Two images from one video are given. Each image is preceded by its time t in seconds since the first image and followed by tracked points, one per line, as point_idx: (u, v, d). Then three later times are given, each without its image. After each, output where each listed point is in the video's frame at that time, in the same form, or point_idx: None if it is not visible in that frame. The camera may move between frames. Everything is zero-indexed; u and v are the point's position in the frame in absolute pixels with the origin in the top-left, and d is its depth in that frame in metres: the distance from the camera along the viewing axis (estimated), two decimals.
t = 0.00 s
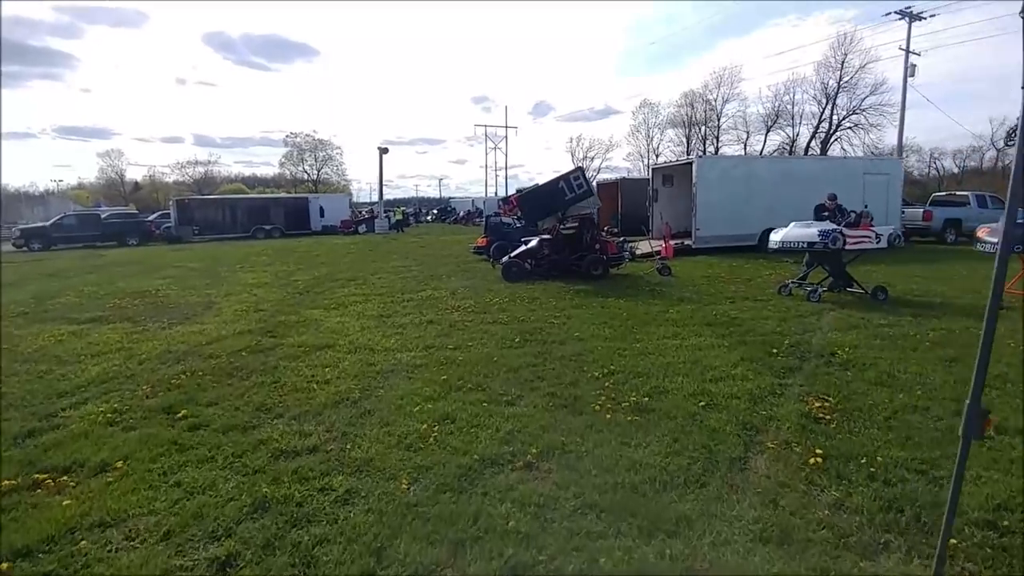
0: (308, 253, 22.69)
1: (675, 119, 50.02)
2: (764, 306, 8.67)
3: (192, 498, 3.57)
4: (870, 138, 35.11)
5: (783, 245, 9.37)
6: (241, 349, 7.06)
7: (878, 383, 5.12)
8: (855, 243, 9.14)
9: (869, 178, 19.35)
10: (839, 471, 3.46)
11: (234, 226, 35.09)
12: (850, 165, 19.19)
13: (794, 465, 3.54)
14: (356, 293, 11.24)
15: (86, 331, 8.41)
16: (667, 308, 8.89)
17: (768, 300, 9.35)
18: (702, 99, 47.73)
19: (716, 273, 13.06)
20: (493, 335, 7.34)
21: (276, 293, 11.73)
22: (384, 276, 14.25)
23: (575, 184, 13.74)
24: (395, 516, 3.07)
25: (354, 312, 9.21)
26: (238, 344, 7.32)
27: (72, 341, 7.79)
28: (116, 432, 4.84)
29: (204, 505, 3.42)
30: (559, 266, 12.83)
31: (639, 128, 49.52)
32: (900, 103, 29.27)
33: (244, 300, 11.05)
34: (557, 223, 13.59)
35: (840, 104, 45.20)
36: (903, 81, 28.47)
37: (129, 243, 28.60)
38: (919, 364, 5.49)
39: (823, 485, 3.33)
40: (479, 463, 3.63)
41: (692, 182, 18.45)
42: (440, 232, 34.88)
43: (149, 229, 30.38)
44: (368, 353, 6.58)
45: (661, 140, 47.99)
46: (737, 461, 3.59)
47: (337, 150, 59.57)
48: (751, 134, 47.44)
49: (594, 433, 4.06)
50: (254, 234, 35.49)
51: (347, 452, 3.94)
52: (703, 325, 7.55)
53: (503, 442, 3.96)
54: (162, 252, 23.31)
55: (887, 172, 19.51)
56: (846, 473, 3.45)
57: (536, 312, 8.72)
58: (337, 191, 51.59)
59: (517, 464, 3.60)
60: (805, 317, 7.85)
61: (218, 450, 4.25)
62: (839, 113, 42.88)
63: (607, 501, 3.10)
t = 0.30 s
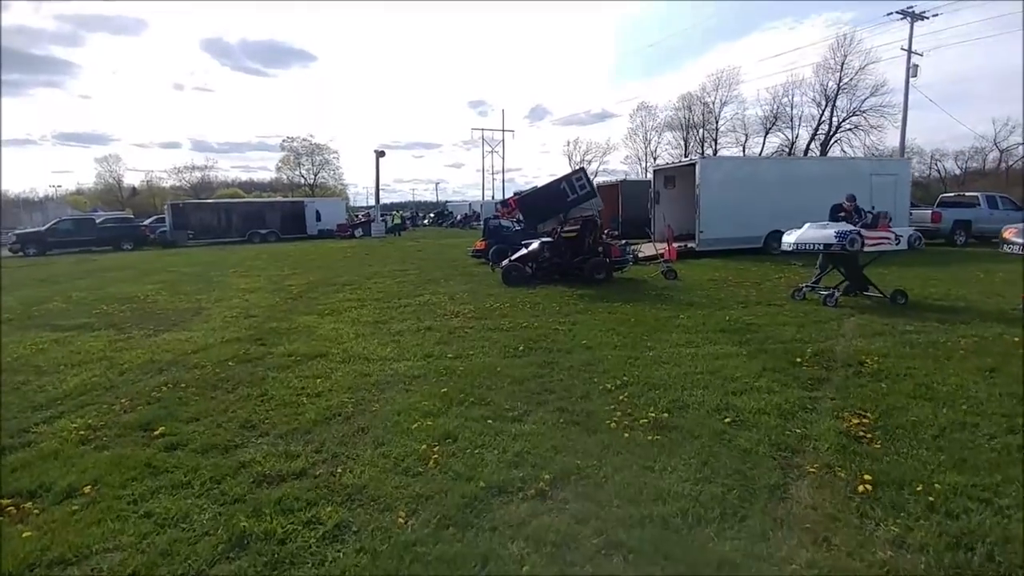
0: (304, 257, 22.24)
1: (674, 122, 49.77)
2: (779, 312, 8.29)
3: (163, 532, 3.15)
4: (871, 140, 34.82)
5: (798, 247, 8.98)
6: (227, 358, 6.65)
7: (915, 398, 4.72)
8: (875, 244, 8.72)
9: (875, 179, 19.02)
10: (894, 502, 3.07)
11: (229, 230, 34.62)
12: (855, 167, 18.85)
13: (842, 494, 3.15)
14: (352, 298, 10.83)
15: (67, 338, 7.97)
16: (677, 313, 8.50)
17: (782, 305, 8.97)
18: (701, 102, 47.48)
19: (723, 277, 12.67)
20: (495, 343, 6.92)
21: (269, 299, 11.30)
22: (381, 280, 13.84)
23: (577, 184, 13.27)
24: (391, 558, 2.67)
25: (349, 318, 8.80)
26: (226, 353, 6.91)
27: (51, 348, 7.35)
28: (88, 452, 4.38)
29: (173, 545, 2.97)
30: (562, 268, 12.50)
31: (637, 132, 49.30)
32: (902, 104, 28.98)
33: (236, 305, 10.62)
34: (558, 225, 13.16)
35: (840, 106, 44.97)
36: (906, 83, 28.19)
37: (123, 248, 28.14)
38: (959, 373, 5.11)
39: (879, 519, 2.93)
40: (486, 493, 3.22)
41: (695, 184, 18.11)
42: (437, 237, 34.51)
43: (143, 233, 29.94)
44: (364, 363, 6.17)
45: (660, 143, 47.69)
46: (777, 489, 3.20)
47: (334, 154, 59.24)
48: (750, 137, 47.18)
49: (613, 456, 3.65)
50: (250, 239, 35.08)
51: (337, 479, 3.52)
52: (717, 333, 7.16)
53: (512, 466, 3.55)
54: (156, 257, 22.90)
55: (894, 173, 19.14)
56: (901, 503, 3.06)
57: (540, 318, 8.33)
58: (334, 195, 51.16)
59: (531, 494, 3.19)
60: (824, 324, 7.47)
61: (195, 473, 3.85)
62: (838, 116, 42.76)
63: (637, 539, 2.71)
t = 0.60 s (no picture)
0: (299, 265, 21.75)
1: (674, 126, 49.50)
2: (799, 323, 7.91)
3: None
4: (873, 142, 34.54)
5: (817, 253, 8.70)
6: (214, 376, 6.20)
7: (962, 424, 4.34)
8: (899, 250, 8.40)
9: (885, 181, 18.69)
10: (972, 556, 2.72)
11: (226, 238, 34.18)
12: (864, 168, 18.54)
13: (911, 547, 2.78)
14: (349, 309, 10.40)
15: (49, 354, 7.52)
16: (691, 324, 8.10)
17: (800, 316, 8.57)
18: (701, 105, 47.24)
19: (733, 283, 12.28)
20: (500, 359, 6.50)
21: (262, 309, 10.86)
22: (380, 288, 13.40)
23: (581, 189, 12.51)
24: None
25: (345, 331, 8.37)
26: (213, 372, 6.46)
27: (29, 365, 6.90)
28: (62, 486, 3.89)
29: None
30: (564, 276, 12.10)
31: (637, 136, 49.06)
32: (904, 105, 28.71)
33: (228, 317, 10.18)
34: (560, 233, 12.56)
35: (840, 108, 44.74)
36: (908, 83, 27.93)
37: (119, 256, 27.69)
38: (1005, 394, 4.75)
39: None
40: (498, 547, 2.80)
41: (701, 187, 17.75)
42: (437, 242, 34.14)
43: (138, 241, 29.50)
44: (361, 382, 5.75)
45: (659, 147, 47.41)
46: (835, 541, 2.80)
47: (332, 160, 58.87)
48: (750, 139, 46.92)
49: (641, 498, 3.23)
50: (247, 246, 34.66)
51: (330, 527, 3.09)
52: (735, 347, 6.75)
53: (525, 511, 3.12)
54: (150, 265, 22.46)
55: (904, 175, 18.80)
56: (982, 558, 2.70)
57: (547, 331, 7.94)
58: (332, 201, 50.77)
59: (550, 548, 2.77)
60: (848, 337, 7.09)
61: (170, 516, 3.38)
62: (837, 119, 42.58)
63: None
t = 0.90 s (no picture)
0: (297, 272, 21.35)
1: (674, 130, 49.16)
2: (818, 331, 7.51)
3: None
4: (875, 145, 34.16)
5: (836, 256, 8.33)
6: (196, 396, 5.73)
7: (1012, 447, 3.99)
8: (921, 253, 8.02)
9: (895, 182, 18.22)
10: None
11: (224, 245, 33.77)
12: (873, 169, 18.10)
13: None
14: (345, 318, 10.00)
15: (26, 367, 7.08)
16: (705, 332, 7.70)
17: (817, 323, 8.16)
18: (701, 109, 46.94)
19: (742, 289, 11.88)
20: (503, 373, 6.09)
21: (256, 319, 10.46)
22: (378, 296, 12.99)
23: (584, 193, 12.16)
24: None
25: (339, 342, 7.95)
26: (196, 389, 6.05)
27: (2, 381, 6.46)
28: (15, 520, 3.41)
29: None
30: (568, 282, 11.72)
31: (637, 140, 48.75)
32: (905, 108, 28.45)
33: (218, 328, 9.76)
34: (563, 238, 12.32)
35: (841, 112, 44.47)
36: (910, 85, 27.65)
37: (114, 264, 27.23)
38: None
39: None
40: None
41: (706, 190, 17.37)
42: (437, 248, 33.73)
43: (134, 249, 29.05)
44: (354, 398, 5.34)
45: (660, 151, 47.08)
46: None
47: (331, 166, 58.53)
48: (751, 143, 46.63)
49: (666, 539, 2.83)
50: (244, 253, 34.23)
51: None
52: (753, 359, 6.33)
53: (533, 556, 2.71)
54: (145, 273, 22.03)
55: (914, 177, 18.39)
56: None
57: (553, 340, 7.54)
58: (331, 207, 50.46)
59: None
60: (872, 345, 6.70)
61: (129, 561, 2.93)
62: (838, 122, 42.32)
63: None
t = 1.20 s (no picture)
0: (297, 278, 21.03)
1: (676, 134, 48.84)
2: (840, 341, 7.10)
3: None
4: (879, 148, 33.81)
5: (853, 264, 7.86)
6: (177, 421, 5.54)
7: None
8: (939, 261, 7.35)
9: (900, 187, 17.87)
10: None
11: (226, 250, 33.49)
12: (879, 174, 17.70)
13: None
14: (343, 329, 9.64)
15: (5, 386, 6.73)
16: (720, 343, 7.30)
17: (837, 333, 7.76)
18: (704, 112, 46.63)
19: (754, 295, 11.47)
20: (508, 391, 5.69)
21: (251, 329, 10.11)
22: (378, 304, 12.65)
23: (591, 198, 11.83)
24: None
25: (336, 356, 7.58)
26: (181, 414, 5.71)
27: None
28: None
29: None
30: (575, 289, 11.33)
31: (640, 144, 48.57)
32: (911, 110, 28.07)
33: (211, 339, 9.42)
34: (569, 243, 12.06)
35: (844, 114, 44.11)
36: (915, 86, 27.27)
37: (113, 270, 26.95)
38: None
39: None
40: None
41: (713, 194, 16.97)
42: (439, 253, 33.40)
43: (134, 255, 28.78)
44: (349, 423, 4.97)
45: (664, 154, 46.86)
46: None
47: (334, 171, 58.36)
48: (754, 146, 46.28)
49: None
50: (245, 259, 33.95)
51: None
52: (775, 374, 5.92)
53: None
54: (143, 280, 21.73)
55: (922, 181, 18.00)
56: None
57: (560, 354, 7.14)
58: (334, 212, 50.18)
59: None
60: (900, 356, 6.28)
61: None
62: (841, 125, 42.09)
63: None
